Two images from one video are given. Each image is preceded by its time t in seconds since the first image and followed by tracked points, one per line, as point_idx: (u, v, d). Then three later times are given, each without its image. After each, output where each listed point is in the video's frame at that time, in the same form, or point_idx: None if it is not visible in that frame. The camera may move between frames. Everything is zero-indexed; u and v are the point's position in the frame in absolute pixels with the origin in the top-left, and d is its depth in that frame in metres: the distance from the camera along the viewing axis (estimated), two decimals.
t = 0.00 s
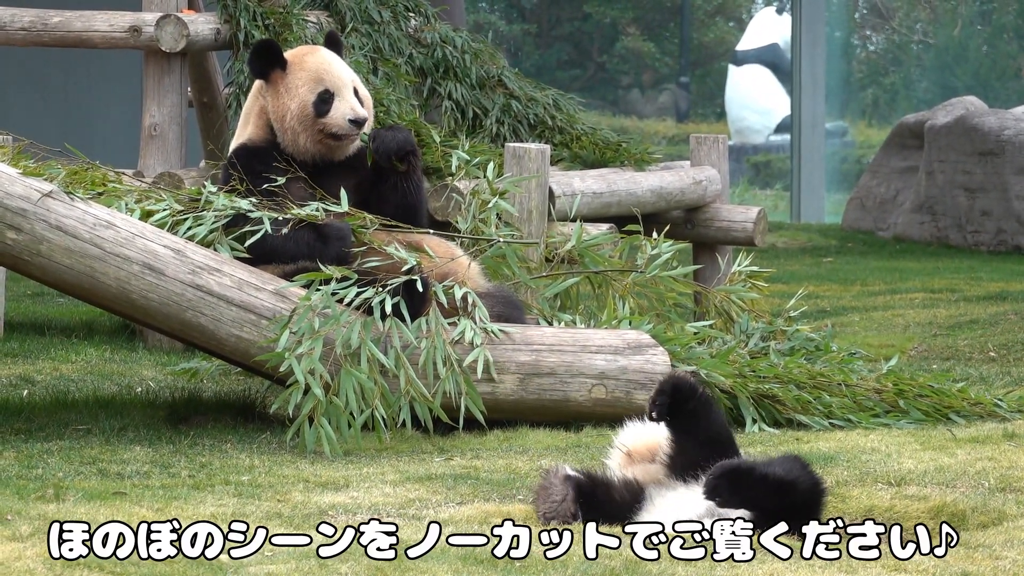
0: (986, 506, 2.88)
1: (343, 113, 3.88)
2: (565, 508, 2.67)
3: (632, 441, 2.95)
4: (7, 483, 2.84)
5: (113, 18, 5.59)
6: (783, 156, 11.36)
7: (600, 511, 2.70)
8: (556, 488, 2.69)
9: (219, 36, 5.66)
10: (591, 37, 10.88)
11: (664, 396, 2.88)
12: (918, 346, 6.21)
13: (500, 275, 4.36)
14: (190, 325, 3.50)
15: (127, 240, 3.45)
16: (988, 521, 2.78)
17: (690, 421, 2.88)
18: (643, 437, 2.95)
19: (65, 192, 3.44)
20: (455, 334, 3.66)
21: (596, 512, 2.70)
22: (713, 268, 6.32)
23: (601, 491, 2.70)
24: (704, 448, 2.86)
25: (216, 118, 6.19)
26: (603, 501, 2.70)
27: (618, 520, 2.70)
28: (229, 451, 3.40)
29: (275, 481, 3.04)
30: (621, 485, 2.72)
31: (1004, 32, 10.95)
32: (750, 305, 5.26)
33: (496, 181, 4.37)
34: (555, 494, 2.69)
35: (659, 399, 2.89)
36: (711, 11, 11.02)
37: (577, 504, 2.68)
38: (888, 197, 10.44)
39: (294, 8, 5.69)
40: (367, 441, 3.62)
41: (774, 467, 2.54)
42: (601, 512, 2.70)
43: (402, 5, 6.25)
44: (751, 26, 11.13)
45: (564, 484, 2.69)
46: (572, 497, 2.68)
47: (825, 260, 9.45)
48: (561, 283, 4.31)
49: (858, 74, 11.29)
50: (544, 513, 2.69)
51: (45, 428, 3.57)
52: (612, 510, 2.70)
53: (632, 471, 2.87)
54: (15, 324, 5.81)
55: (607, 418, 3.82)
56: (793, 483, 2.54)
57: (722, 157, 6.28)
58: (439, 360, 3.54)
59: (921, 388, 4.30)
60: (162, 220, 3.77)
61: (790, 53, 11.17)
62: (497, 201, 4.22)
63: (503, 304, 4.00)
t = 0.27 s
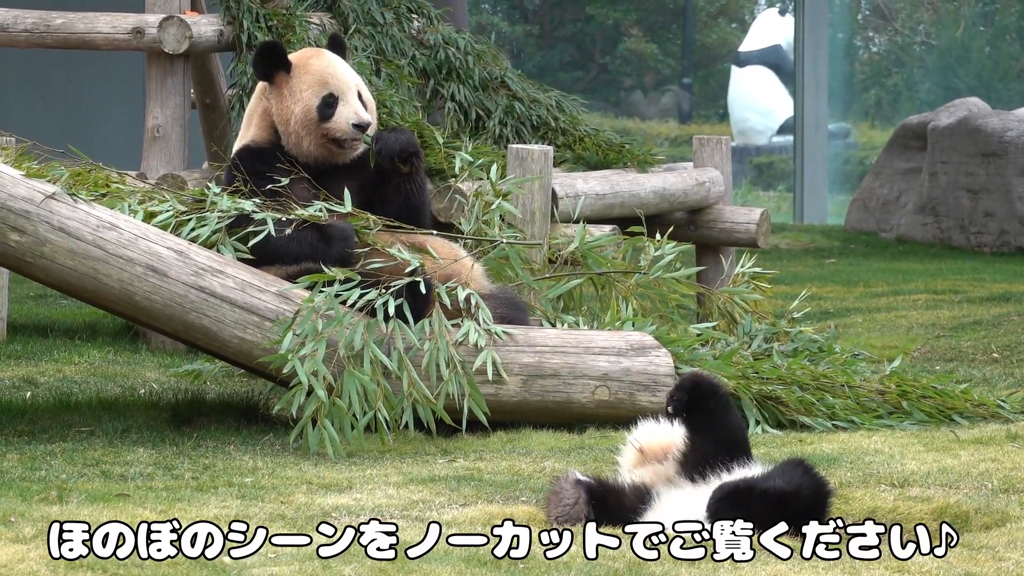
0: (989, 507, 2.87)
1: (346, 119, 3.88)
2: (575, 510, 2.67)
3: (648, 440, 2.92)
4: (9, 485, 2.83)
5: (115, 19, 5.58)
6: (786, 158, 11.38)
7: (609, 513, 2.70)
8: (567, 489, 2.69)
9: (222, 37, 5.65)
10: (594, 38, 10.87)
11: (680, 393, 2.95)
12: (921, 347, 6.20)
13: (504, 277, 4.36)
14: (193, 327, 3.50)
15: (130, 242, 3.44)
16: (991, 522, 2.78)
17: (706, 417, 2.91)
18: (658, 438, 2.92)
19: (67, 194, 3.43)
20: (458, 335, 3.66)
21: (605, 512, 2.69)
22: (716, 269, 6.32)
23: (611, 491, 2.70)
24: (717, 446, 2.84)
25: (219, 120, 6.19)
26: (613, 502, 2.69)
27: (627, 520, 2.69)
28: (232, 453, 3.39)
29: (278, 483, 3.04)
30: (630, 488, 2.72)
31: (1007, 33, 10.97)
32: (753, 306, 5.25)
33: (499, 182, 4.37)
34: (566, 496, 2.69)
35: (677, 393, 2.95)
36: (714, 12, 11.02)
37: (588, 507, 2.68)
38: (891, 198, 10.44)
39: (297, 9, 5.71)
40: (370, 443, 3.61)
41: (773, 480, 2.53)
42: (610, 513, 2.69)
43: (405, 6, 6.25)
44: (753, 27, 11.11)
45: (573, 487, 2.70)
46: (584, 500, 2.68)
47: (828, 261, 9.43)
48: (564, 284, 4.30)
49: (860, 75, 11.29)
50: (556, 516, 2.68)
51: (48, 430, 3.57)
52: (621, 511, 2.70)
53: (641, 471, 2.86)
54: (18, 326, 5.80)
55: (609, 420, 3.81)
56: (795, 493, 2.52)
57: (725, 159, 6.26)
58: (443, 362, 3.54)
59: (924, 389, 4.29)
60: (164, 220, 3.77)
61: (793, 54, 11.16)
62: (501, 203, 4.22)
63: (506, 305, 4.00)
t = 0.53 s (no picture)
0: (990, 508, 2.87)
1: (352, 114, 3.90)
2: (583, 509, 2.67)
3: (667, 439, 2.93)
4: (10, 486, 2.83)
5: (117, 20, 5.58)
6: (787, 160, 11.37)
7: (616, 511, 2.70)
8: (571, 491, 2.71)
9: (223, 38, 5.65)
10: (595, 39, 10.87)
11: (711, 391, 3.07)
12: (922, 348, 6.20)
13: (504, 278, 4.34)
14: (194, 328, 3.50)
15: (132, 243, 3.44)
16: (992, 523, 2.78)
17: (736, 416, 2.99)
18: (679, 439, 2.93)
19: (68, 195, 3.44)
20: (460, 336, 3.66)
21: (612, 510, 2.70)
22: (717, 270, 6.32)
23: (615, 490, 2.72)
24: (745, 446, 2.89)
25: (220, 121, 6.18)
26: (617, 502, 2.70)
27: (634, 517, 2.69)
28: (233, 454, 3.39)
29: (279, 484, 3.04)
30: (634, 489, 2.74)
31: (1008, 34, 11.00)
32: (754, 307, 5.25)
33: (500, 183, 4.37)
34: (570, 497, 2.70)
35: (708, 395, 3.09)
36: (715, 13, 11.01)
37: (595, 504, 2.68)
38: (892, 200, 10.43)
39: (298, 10, 5.73)
40: (371, 444, 3.61)
41: (777, 492, 2.54)
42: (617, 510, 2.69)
43: (406, 7, 6.26)
44: (755, 28, 11.09)
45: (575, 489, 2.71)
46: (590, 498, 2.68)
47: (829, 263, 9.43)
48: (565, 285, 4.30)
49: (861, 76, 11.30)
50: (563, 519, 2.68)
51: (49, 430, 3.57)
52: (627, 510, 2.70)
53: (655, 469, 2.87)
54: (19, 326, 5.80)
55: (610, 421, 3.81)
56: (801, 502, 2.54)
57: (726, 159, 6.26)
58: (444, 363, 3.54)
59: (925, 390, 4.29)
60: (165, 221, 3.77)
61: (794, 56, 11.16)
62: (503, 203, 4.22)
63: (507, 306, 4.00)
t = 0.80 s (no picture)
0: (990, 509, 2.87)
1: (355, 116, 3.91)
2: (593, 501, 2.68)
3: (685, 441, 2.90)
4: (11, 487, 2.83)
5: (118, 21, 5.58)
6: (789, 160, 11.38)
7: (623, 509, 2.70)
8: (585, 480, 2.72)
9: (224, 39, 5.66)
10: (596, 41, 10.87)
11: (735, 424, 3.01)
12: (923, 349, 6.20)
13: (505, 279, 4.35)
14: (195, 329, 3.50)
15: (132, 244, 3.45)
16: (992, 524, 2.77)
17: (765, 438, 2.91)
18: (696, 442, 2.89)
19: (69, 196, 3.44)
20: (460, 337, 3.66)
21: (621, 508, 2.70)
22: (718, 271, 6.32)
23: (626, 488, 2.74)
24: (761, 456, 2.82)
25: (221, 123, 6.19)
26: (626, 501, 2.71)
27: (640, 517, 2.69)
28: (233, 455, 3.40)
29: (280, 484, 3.04)
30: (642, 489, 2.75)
31: (1009, 35, 10.93)
32: (755, 308, 5.25)
33: (501, 184, 4.37)
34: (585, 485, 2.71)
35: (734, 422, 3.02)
36: (716, 14, 11.02)
37: (607, 488, 2.69)
38: (893, 201, 10.43)
39: (299, 11, 5.73)
40: (372, 445, 3.61)
41: (785, 497, 2.55)
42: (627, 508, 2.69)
43: (407, 8, 6.27)
44: (756, 30, 11.10)
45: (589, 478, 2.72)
46: (602, 483, 2.70)
47: (829, 264, 9.43)
48: (566, 287, 4.30)
49: (862, 77, 11.31)
50: (573, 504, 2.68)
51: (50, 431, 3.57)
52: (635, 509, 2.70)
53: (667, 470, 2.84)
54: (20, 327, 5.81)
55: (611, 422, 3.81)
56: (808, 509, 2.54)
57: (727, 160, 6.26)
58: (444, 364, 3.54)
59: (926, 391, 4.29)
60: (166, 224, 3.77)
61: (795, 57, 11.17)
62: (503, 205, 4.22)
63: (508, 307, 4.00)
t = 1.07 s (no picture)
0: (989, 509, 2.87)
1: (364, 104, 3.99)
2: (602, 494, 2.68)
3: (691, 442, 2.88)
4: (11, 487, 2.83)
5: (118, 21, 5.58)
6: (789, 160, 11.40)
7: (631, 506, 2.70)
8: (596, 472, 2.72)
9: (224, 39, 5.65)
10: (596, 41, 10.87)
11: (744, 427, 2.99)
12: (923, 350, 6.20)
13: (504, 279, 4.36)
14: (194, 329, 3.50)
15: (131, 244, 3.44)
16: (992, 525, 2.77)
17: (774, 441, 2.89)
18: (702, 444, 2.88)
19: (69, 196, 3.44)
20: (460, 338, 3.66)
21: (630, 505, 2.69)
22: (718, 271, 6.32)
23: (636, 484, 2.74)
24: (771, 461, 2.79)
25: (221, 123, 6.18)
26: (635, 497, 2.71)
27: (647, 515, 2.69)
28: (233, 455, 3.40)
29: (280, 484, 3.04)
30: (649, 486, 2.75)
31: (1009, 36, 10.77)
32: (755, 308, 5.25)
33: (501, 185, 4.37)
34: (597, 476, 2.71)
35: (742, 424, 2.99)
36: (716, 15, 11.02)
37: (619, 482, 2.69)
38: (893, 201, 10.44)
39: (299, 11, 5.73)
40: (371, 445, 3.61)
41: (786, 496, 2.54)
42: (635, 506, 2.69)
43: (407, 9, 6.27)
44: (756, 29, 11.11)
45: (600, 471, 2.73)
46: (614, 477, 2.70)
47: (829, 264, 9.43)
48: (565, 287, 4.30)
49: (862, 78, 11.32)
50: (583, 494, 2.68)
51: (50, 431, 3.57)
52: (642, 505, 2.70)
53: (672, 470, 2.85)
54: (19, 327, 5.80)
55: (611, 422, 3.81)
56: (809, 508, 2.54)
57: (727, 161, 6.26)
58: (445, 364, 3.54)
59: (926, 391, 4.29)
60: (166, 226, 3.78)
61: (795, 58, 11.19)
62: (503, 205, 4.22)
63: (507, 308, 4.00)
